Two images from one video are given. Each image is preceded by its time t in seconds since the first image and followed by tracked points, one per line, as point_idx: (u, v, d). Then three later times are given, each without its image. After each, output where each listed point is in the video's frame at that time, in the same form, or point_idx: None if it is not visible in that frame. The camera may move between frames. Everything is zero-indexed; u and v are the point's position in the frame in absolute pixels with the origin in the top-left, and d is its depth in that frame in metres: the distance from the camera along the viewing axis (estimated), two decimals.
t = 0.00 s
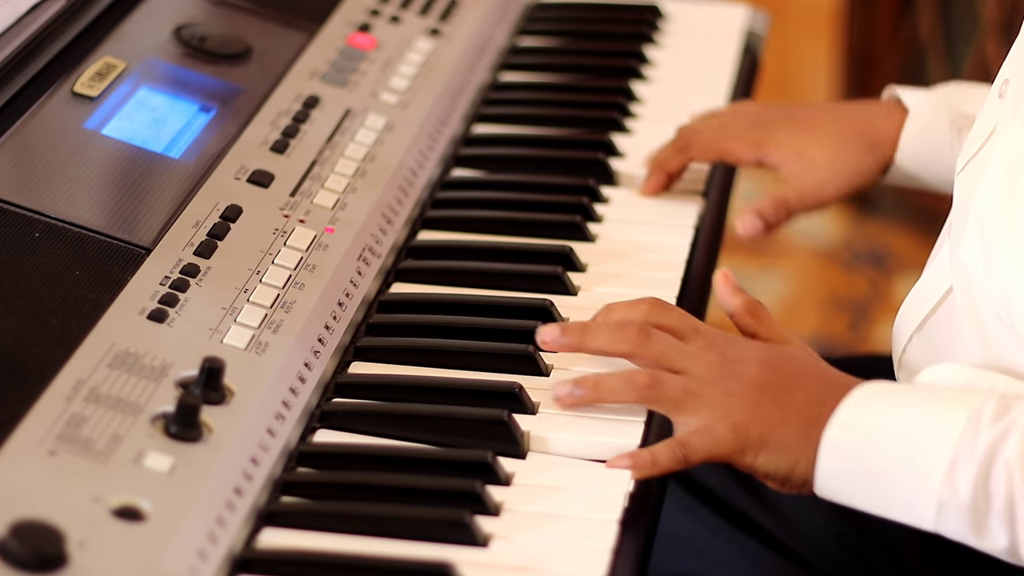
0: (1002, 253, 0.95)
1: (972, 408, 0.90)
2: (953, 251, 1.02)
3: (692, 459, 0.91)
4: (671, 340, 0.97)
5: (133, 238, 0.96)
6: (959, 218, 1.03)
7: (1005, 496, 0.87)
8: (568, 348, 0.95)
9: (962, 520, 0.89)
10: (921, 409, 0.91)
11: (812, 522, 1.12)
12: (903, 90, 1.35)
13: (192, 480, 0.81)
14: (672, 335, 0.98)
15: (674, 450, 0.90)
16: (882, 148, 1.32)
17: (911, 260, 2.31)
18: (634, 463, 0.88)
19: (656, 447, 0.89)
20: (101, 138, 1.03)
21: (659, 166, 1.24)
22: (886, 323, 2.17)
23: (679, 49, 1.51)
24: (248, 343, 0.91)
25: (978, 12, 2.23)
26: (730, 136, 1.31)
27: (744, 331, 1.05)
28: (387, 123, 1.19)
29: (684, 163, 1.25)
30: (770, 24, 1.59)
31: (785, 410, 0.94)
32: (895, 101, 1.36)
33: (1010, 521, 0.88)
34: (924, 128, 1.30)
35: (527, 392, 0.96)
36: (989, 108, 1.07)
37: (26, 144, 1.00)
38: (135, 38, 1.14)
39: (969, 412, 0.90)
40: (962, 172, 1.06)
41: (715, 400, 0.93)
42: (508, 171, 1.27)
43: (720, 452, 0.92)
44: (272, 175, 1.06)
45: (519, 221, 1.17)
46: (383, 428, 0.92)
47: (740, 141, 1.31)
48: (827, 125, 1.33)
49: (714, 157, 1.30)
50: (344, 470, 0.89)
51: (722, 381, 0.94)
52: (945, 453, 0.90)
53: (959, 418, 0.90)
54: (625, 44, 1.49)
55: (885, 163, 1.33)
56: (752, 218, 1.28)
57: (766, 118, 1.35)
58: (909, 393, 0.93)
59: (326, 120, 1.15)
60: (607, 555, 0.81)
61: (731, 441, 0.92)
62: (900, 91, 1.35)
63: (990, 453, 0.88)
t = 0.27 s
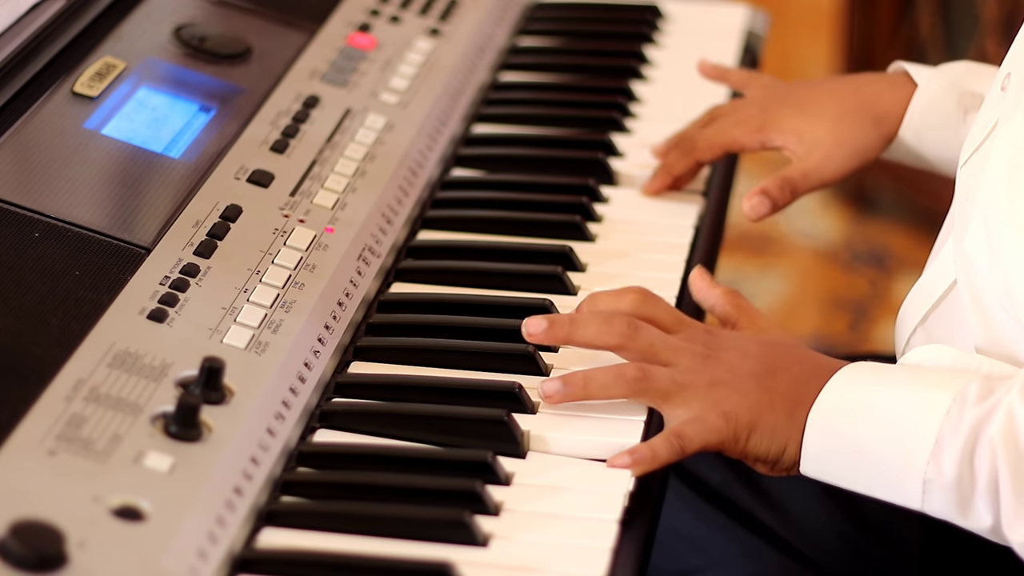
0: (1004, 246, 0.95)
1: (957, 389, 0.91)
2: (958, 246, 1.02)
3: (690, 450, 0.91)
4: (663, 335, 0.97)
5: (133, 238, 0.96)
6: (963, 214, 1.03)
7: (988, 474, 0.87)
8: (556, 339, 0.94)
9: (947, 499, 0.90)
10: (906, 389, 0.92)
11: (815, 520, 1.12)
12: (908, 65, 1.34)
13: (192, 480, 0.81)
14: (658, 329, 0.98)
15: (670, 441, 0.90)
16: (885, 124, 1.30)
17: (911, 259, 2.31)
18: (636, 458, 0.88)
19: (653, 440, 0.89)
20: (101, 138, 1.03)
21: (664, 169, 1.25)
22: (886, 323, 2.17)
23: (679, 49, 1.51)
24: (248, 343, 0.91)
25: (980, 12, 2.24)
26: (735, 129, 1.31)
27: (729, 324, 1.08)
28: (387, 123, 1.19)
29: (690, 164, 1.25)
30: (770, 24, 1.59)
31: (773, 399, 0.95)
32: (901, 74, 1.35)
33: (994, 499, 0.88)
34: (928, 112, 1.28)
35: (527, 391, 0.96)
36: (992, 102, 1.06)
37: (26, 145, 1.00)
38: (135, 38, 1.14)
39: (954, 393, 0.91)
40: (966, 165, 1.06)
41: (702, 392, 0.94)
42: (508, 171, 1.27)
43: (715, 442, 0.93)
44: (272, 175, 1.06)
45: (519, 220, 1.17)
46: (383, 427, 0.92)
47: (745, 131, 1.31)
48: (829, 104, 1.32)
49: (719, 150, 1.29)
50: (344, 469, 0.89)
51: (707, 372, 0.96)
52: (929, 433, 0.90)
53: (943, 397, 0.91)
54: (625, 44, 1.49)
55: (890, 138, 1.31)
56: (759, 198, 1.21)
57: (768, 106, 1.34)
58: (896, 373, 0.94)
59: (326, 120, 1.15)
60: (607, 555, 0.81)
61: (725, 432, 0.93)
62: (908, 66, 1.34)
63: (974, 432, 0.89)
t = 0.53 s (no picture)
0: (1001, 239, 0.95)
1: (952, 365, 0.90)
2: (954, 241, 1.02)
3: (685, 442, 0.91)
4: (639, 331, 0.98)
5: (133, 238, 0.96)
6: (959, 211, 1.03)
7: (981, 450, 0.87)
8: (529, 356, 0.95)
9: (941, 474, 0.90)
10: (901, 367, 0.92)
11: (816, 517, 1.12)
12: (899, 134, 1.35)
13: (192, 480, 0.81)
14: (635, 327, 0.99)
15: (668, 439, 0.90)
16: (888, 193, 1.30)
17: (908, 260, 2.32)
18: (638, 461, 0.88)
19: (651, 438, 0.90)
20: (101, 139, 1.03)
21: (659, 173, 1.24)
22: (887, 323, 2.17)
23: (679, 49, 1.51)
24: (248, 343, 0.91)
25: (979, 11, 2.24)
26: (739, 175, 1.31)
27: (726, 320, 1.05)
28: (387, 123, 1.19)
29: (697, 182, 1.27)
30: (770, 24, 1.59)
31: (768, 377, 0.95)
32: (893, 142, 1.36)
33: (986, 475, 0.87)
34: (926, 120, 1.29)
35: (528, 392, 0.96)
36: (988, 98, 1.07)
37: (26, 145, 1.00)
38: (136, 38, 1.14)
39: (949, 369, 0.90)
40: (961, 160, 1.07)
41: (691, 377, 0.95)
42: (508, 171, 1.27)
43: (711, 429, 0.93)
44: (272, 175, 1.06)
45: (519, 221, 1.17)
46: (383, 428, 0.92)
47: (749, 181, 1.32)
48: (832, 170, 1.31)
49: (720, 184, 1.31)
50: (344, 469, 0.89)
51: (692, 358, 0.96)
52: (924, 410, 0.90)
53: (938, 375, 0.91)
54: (625, 44, 1.49)
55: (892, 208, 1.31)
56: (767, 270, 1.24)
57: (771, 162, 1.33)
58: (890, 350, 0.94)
59: (325, 120, 1.15)
60: (607, 555, 0.81)
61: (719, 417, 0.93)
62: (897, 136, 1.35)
63: (968, 408, 0.88)
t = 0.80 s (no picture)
0: (1003, 236, 0.95)
1: (952, 345, 0.91)
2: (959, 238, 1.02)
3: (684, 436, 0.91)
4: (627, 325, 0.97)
5: (133, 238, 0.96)
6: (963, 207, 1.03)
7: (982, 435, 0.87)
8: (524, 357, 0.94)
9: (941, 456, 0.90)
10: (900, 344, 0.92)
11: (814, 515, 1.12)
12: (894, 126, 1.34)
13: (192, 480, 0.81)
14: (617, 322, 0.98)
15: (667, 433, 0.90)
16: (882, 181, 1.30)
17: (909, 259, 2.32)
18: (638, 461, 0.88)
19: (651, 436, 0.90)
20: (101, 138, 1.03)
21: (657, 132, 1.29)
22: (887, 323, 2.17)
23: (679, 49, 1.51)
24: (248, 343, 0.91)
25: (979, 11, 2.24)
26: (734, 143, 1.32)
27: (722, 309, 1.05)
28: (387, 123, 1.19)
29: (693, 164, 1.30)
30: (770, 24, 1.59)
31: (767, 375, 0.95)
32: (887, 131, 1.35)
33: (987, 460, 0.88)
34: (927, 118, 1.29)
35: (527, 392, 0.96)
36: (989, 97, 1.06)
37: (26, 145, 1.00)
38: (135, 38, 1.14)
39: (949, 348, 0.91)
40: (964, 158, 1.05)
41: (685, 367, 0.94)
42: (507, 171, 1.27)
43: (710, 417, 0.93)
44: (272, 175, 1.06)
45: (519, 221, 1.17)
46: (383, 427, 0.92)
47: (744, 151, 1.32)
48: (831, 152, 1.32)
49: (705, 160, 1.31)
50: (344, 470, 0.89)
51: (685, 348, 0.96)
52: (924, 390, 0.90)
53: (939, 354, 0.91)
54: (625, 44, 1.49)
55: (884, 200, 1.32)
56: (751, 230, 1.25)
57: (770, 135, 1.34)
58: (889, 327, 0.94)
59: (325, 120, 1.15)
60: (607, 555, 0.81)
61: (717, 404, 0.93)
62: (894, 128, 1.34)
63: (970, 390, 0.88)
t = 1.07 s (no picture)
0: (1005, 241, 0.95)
1: (928, 397, 0.92)
2: (958, 243, 1.02)
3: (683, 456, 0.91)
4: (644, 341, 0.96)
5: (133, 238, 0.96)
6: (964, 211, 1.03)
7: (965, 477, 0.88)
8: (537, 355, 0.93)
9: (928, 507, 0.91)
10: (878, 401, 0.94)
11: (816, 517, 1.12)
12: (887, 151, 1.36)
13: (192, 480, 0.81)
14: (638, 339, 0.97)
15: (667, 446, 0.90)
16: (877, 206, 1.32)
17: (910, 260, 2.32)
18: (641, 464, 0.88)
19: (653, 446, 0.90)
20: (101, 138, 1.04)
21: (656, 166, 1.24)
22: (886, 323, 2.17)
23: (679, 49, 1.51)
24: (248, 343, 0.91)
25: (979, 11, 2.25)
26: (733, 167, 1.30)
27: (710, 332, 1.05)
28: (387, 123, 1.19)
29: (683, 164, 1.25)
30: (770, 24, 1.59)
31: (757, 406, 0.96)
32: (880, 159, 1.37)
33: (974, 504, 0.89)
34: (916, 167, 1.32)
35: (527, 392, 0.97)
36: (992, 100, 1.07)
37: (26, 145, 1.00)
38: (136, 38, 1.15)
39: (925, 401, 0.92)
40: (966, 164, 1.06)
41: (689, 402, 0.94)
42: (507, 172, 1.28)
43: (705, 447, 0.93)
44: (272, 175, 1.06)
45: (519, 221, 1.17)
46: (383, 428, 0.92)
47: (743, 176, 1.31)
48: (828, 177, 1.33)
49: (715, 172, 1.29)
50: (344, 470, 0.89)
51: (690, 379, 0.95)
52: (905, 443, 0.91)
53: (916, 406, 0.92)
54: (625, 45, 1.49)
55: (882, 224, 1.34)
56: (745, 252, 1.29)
57: (763, 154, 1.34)
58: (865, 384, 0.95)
59: (325, 120, 1.15)
60: (607, 556, 0.82)
61: (713, 439, 0.93)
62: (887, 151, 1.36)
63: (948, 439, 0.89)
